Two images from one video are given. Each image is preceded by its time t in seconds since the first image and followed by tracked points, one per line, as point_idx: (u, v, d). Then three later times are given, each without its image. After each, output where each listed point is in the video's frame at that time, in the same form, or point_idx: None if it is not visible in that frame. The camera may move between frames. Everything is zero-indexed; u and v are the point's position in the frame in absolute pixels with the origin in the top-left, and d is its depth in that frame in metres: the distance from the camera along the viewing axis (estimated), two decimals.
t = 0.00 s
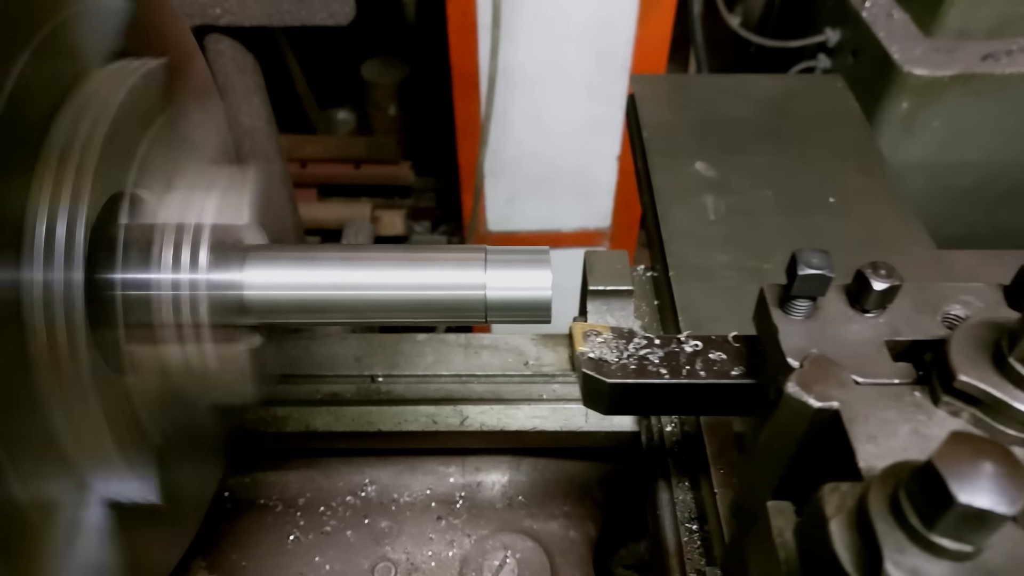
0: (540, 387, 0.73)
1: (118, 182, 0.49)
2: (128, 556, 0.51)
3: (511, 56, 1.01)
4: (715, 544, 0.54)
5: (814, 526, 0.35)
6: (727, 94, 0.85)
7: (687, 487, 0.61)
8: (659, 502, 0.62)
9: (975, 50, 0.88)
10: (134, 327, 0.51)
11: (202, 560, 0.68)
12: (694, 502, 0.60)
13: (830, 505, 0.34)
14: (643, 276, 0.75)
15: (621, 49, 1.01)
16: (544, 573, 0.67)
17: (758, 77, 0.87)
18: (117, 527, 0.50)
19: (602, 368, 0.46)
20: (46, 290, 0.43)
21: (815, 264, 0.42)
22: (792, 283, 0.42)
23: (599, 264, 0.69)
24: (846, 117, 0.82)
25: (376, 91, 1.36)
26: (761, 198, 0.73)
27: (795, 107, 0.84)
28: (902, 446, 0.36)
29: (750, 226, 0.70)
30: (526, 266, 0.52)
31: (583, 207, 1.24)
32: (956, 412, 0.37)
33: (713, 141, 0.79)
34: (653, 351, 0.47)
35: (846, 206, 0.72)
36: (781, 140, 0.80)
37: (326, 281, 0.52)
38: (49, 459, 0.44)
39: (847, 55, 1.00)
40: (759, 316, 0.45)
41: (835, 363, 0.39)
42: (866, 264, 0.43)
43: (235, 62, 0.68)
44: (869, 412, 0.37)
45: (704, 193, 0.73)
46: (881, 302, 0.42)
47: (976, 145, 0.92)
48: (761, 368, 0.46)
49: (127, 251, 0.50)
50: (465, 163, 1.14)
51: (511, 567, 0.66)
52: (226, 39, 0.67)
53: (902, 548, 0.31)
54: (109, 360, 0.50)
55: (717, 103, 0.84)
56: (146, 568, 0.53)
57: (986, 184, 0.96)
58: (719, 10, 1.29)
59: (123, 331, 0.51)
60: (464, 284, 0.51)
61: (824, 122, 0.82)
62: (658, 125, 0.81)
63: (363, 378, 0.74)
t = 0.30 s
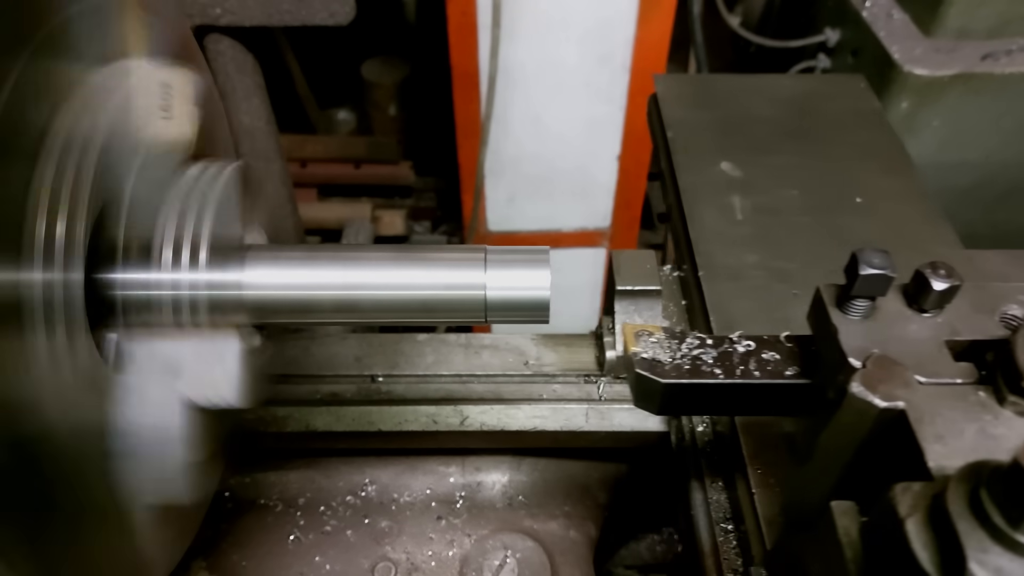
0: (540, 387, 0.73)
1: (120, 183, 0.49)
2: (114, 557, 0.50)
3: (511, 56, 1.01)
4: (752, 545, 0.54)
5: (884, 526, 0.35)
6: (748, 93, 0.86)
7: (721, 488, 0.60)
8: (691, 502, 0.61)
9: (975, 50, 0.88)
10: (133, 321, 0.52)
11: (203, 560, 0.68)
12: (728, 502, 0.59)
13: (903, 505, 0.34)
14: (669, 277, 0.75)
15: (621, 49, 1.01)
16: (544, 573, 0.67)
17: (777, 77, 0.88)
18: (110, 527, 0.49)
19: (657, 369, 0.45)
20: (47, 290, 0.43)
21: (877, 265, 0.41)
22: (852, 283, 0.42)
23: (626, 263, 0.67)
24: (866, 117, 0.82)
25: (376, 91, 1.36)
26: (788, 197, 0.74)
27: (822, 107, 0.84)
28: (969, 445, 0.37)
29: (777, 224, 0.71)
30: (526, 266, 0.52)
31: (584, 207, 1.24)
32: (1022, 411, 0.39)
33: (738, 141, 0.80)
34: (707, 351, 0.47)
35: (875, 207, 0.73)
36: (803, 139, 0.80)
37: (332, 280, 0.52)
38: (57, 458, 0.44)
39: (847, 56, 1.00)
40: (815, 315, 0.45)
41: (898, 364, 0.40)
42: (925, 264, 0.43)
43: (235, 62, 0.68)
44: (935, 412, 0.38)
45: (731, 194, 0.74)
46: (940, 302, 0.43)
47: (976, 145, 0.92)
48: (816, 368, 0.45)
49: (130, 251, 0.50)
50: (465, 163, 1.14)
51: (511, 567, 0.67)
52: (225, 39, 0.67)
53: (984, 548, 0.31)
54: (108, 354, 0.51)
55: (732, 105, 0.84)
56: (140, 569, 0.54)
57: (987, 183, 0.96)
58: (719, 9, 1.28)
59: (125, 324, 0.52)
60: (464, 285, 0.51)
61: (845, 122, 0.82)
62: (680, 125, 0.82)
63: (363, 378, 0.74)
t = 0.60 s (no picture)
0: (540, 387, 0.73)
1: (118, 182, 0.50)
2: (111, 554, 0.50)
3: (511, 57, 1.01)
4: (791, 545, 0.56)
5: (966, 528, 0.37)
6: (770, 95, 0.90)
7: (756, 488, 0.61)
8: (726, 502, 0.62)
9: (975, 51, 0.90)
10: (133, 323, 0.51)
11: (203, 560, 0.68)
12: (764, 503, 0.60)
13: (979, 506, 0.36)
14: (698, 277, 0.76)
15: (621, 49, 1.01)
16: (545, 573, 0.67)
17: (803, 79, 0.92)
18: (108, 526, 0.49)
19: (715, 369, 0.47)
20: (47, 287, 0.43)
21: (941, 265, 0.42)
22: (915, 284, 0.42)
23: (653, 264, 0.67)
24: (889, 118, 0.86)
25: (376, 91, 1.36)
26: (816, 197, 0.77)
27: (842, 107, 0.88)
28: None
29: (808, 225, 0.74)
30: (526, 266, 0.52)
31: (584, 207, 1.24)
32: None
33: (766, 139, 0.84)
34: (763, 352, 0.48)
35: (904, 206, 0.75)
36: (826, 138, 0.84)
37: (337, 280, 0.52)
38: (59, 458, 0.43)
39: (847, 55, 1.03)
40: (874, 316, 0.45)
41: (964, 365, 0.40)
42: (986, 264, 0.44)
43: (235, 62, 0.69)
44: (1005, 412, 0.38)
45: (759, 194, 0.77)
46: (1001, 303, 0.43)
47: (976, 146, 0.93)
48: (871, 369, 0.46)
49: (130, 250, 0.50)
50: (465, 162, 1.14)
51: (511, 567, 0.67)
52: (226, 39, 0.66)
53: None
54: (108, 355, 0.51)
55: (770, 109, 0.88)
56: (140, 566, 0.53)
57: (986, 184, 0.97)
58: (719, 9, 1.28)
59: (124, 323, 0.51)
60: (464, 285, 0.51)
61: (872, 122, 0.86)
62: (708, 125, 0.86)
63: (363, 378, 0.74)
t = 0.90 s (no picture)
0: (540, 387, 0.73)
1: (118, 183, 0.50)
2: (111, 555, 0.50)
3: (511, 56, 1.01)
4: (832, 543, 0.56)
5: None
6: (800, 95, 0.90)
7: (793, 488, 0.62)
8: (763, 502, 0.62)
9: (975, 50, 0.94)
10: (132, 322, 0.52)
11: (202, 560, 0.68)
12: (801, 503, 0.61)
13: None
14: (727, 278, 0.76)
15: (622, 49, 1.01)
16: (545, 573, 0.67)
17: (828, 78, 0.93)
18: (109, 527, 0.49)
19: (774, 370, 0.50)
20: (47, 290, 0.43)
21: (1007, 265, 0.45)
22: (982, 284, 0.45)
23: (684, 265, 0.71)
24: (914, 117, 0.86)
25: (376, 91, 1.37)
26: (846, 197, 0.77)
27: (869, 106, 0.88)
28: None
29: (839, 224, 0.75)
30: (526, 266, 0.52)
31: (584, 207, 1.24)
32: None
33: (794, 138, 0.85)
34: (821, 352, 0.51)
35: (933, 206, 0.76)
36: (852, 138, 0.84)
37: (337, 280, 0.52)
38: (58, 458, 0.43)
39: (847, 55, 1.06)
40: (936, 315, 0.48)
41: None
42: None
43: (235, 62, 0.69)
44: None
45: (788, 193, 0.78)
46: None
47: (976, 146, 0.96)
48: (931, 368, 0.50)
49: (130, 249, 0.51)
50: (465, 162, 1.14)
51: (511, 567, 0.67)
52: (225, 39, 0.67)
53: None
54: (107, 360, 0.50)
55: (794, 104, 0.89)
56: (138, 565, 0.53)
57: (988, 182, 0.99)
58: (719, 9, 1.28)
59: (125, 329, 0.52)
60: (464, 285, 0.51)
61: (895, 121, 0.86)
62: (734, 125, 0.86)
63: (363, 378, 0.74)
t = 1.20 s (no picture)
0: (540, 387, 0.73)
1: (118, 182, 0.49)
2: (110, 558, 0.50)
3: (511, 56, 1.01)
4: (871, 542, 0.55)
5: None
6: (826, 95, 0.91)
7: (829, 489, 0.60)
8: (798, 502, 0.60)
9: (976, 50, 0.95)
10: (136, 327, 0.51)
11: (202, 560, 0.68)
12: (837, 504, 0.60)
13: None
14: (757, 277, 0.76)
15: (622, 50, 1.01)
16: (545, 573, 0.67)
17: (851, 78, 0.92)
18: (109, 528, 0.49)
19: (830, 370, 0.47)
20: (46, 290, 0.43)
21: None
22: None
23: (714, 262, 0.72)
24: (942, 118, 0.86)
25: (376, 91, 1.41)
26: (874, 198, 0.77)
27: (891, 107, 0.88)
28: None
29: (869, 225, 0.74)
30: (526, 266, 0.52)
31: (584, 207, 1.24)
32: None
33: (819, 139, 0.85)
34: (877, 352, 0.48)
35: (961, 206, 0.76)
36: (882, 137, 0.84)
37: (333, 280, 0.52)
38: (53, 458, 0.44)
39: (847, 55, 1.07)
40: (991, 315, 0.46)
41: None
42: None
43: (234, 62, 0.69)
44: None
45: (817, 193, 0.78)
46: None
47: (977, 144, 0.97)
48: (988, 369, 0.47)
49: (130, 250, 0.50)
50: (465, 162, 1.14)
51: (511, 567, 0.67)
52: (226, 39, 0.67)
53: None
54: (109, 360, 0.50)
55: (812, 106, 0.89)
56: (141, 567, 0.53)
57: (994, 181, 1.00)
58: (719, 9, 1.27)
59: (126, 338, 0.51)
60: (465, 285, 0.51)
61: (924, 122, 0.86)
62: (759, 124, 0.87)
63: (363, 378, 0.74)
